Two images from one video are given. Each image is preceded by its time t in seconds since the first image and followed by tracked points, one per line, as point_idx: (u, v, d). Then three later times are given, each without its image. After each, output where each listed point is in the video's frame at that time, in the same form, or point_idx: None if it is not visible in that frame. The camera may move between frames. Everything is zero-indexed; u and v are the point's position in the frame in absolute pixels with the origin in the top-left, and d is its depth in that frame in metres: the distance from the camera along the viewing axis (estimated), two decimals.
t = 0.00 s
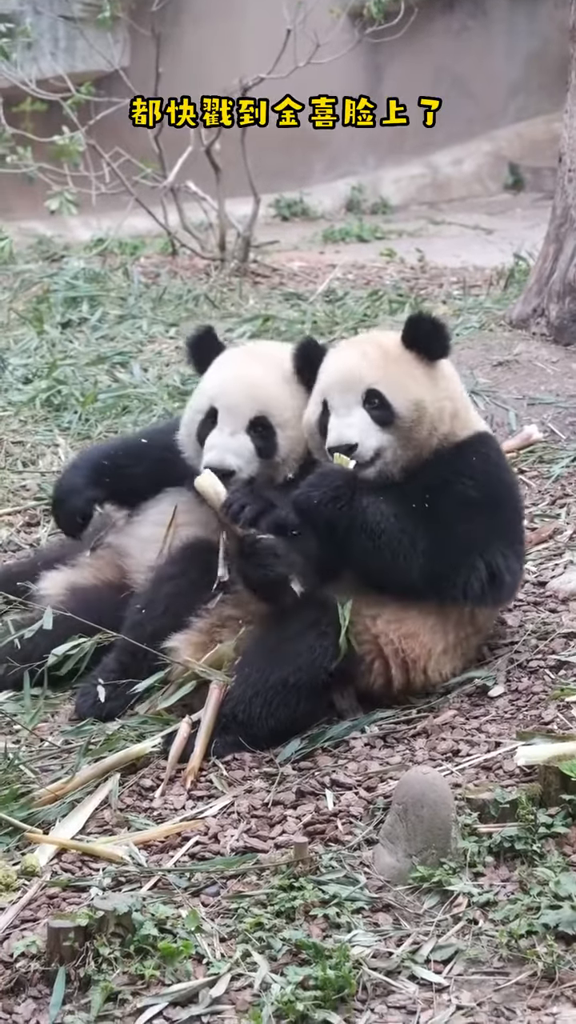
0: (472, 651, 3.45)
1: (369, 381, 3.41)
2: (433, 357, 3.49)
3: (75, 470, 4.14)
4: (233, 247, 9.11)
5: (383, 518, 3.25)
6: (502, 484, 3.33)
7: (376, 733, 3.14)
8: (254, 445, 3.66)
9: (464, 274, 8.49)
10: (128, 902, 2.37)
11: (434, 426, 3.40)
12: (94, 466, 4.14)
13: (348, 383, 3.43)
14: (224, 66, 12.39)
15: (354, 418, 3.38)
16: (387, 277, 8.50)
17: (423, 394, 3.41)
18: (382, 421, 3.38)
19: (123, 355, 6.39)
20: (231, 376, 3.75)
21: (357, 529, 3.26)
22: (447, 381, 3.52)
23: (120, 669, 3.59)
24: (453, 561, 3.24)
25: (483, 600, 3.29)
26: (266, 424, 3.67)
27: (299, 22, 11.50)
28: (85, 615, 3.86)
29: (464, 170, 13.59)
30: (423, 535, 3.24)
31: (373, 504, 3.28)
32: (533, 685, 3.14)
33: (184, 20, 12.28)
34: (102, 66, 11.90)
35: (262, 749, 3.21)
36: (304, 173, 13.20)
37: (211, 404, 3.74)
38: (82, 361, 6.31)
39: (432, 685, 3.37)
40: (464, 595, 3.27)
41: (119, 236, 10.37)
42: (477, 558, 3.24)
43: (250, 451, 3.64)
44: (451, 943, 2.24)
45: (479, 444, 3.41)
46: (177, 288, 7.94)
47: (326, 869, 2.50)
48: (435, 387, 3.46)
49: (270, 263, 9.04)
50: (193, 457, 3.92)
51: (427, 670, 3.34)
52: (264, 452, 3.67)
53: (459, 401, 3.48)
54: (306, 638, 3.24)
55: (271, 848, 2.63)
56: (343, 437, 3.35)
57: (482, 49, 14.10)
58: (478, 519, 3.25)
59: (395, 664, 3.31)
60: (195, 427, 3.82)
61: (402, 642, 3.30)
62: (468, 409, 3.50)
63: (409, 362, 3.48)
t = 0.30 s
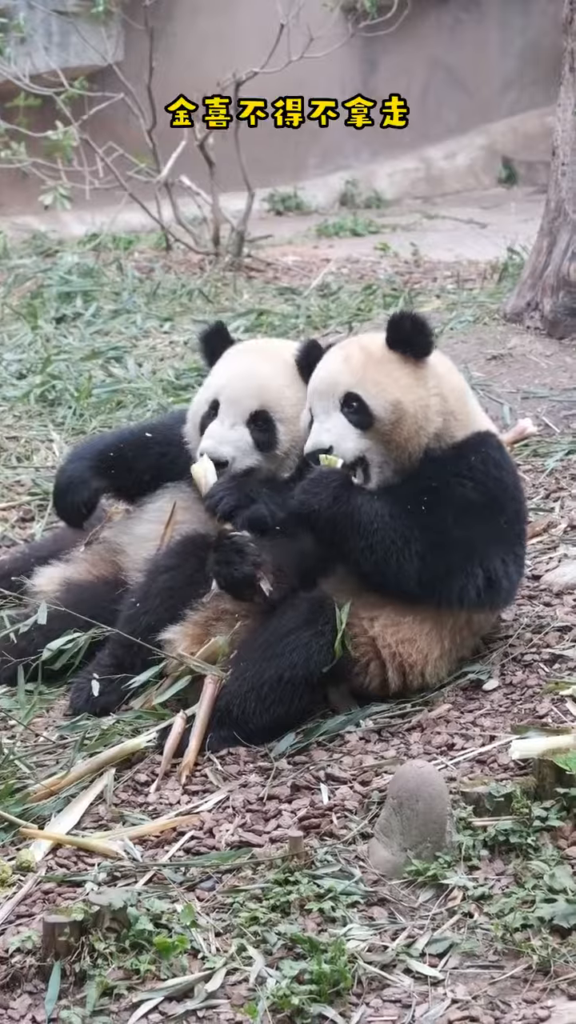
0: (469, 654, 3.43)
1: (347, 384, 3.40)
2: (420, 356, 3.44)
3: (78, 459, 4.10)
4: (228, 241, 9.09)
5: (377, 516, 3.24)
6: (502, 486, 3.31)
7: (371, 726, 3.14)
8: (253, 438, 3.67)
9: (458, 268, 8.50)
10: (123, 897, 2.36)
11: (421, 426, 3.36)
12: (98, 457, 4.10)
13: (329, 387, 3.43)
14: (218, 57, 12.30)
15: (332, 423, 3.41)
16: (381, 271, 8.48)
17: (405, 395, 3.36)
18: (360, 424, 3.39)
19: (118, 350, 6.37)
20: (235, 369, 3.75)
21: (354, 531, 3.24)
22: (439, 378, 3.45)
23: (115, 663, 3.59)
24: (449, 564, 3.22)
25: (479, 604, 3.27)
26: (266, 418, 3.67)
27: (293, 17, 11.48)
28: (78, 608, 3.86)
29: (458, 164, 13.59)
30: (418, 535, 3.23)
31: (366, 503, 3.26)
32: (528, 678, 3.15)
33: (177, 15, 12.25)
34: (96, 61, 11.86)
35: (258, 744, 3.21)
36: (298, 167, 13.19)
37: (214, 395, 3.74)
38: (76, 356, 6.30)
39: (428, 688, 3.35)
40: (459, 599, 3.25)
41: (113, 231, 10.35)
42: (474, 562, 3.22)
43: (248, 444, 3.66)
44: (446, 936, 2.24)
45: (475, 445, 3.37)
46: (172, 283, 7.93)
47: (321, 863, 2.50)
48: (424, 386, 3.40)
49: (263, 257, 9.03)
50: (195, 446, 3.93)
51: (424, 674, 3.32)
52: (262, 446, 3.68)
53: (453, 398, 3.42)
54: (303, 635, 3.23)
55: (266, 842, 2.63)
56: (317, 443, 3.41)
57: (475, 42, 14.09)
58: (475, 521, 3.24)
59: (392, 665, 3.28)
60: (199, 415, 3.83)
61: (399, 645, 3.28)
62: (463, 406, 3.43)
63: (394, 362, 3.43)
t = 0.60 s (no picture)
0: (457, 644, 3.43)
1: (306, 385, 3.38)
2: (382, 352, 3.41)
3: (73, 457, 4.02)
4: (219, 237, 9.08)
5: (348, 513, 3.24)
6: (481, 475, 3.28)
7: (363, 722, 3.14)
8: (236, 425, 3.65)
9: (449, 264, 8.50)
10: (116, 892, 2.36)
11: (385, 422, 3.32)
12: (93, 455, 4.02)
13: (290, 389, 3.43)
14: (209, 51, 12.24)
15: (289, 423, 3.41)
16: (372, 267, 8.48)
17: (361, 392, 3.34)
18: (319, 423, 3.37)
19: (109, 347, 6.36)
20: (225, 358, 3.74)
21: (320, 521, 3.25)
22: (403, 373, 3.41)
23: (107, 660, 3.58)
24: (425, 559, 3.21)
25: (459, 596, 3.27)
26: (251, 406, 3.66)
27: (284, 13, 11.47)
28: (70, 603, 3.86)
29: (449, 159, 13.60)
30: (389, 530, 3.22)
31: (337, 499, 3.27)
32: (520, 673, 3.16)
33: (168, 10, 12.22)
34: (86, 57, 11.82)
35: (250, 740, 3.21)
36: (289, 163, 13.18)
37: (203, 379, 3.73)
38: (68, 353, 6.28)
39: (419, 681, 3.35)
40: (439, 593, 3.25)
41: (105, 227, 10.33)
42: (452, 556, 3.22)
43: (231, 429, 3.64)
44: (438, 932, 2.25)
45: (448, 435, 3.33)
46: (163, 279, 7.91)
47: (314, 858, 2.50)
48: (385, 381, 3.37)
49: (255, 254, 9.03)
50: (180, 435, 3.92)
51: (414, 668, 3.32)
52: (245, 435, 3.66)
53: (421, 391, 3.38)
54: (293, 631, 3.22)
55: (259, 837, 2.63)
56: (276, 442, 3.41)
57: (466, 38, 14.09)
58: (451, 513, 3.22)
59: (383, 661, 3.29)
60: (187, 398, 3.82)
61: (386, 640, 3.28)
62: (432, 401, 3.37)
63: (354, 360, 3.41)
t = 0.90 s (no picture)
0: (448, 636, 3.43)
1: (267, 385, 3.42)
2: (346, 348, 3.43)
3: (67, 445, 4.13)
4: (210, 231, 9.06)
5: (324, 498, 3.30)
6: (458, 461, 3.29)
7: (355, 715, 3.14)
8: (207, 434, 3.68)
9: (440, 257, 8.51)
10: (108, 886, 2.35)
11: (351, 419, 3.35)
12: (88, 442, 4.13)
13: (252, 390, 3.46)
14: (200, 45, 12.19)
15: (249, 423, 3.47)
16: (364, 260, 8.49)
17: (321, 389, 3.36)
18: (281, 421, 3.42)
19: (100, 340, 6.36)
20: (194, 364, 3.76)
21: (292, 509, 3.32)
22: (367, 369, 3.43)
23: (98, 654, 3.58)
24: (402, 546, 3.23)
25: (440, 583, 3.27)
26: (218, 412, 3.67)
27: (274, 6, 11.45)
28: (61, 598, 3.85)
29: (440, 153, 13.60)
30: (364, 517, 3.26)
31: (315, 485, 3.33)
32: (512, 665, 3.16)
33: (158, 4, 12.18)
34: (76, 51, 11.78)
35: (243, 733, 3.21)
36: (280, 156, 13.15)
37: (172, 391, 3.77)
38: (59, 346, 6.28)
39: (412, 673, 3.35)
40: (420, 581, 3.26)
41: (95, 221, 10.32)
42: (431, 543, 3.23)
43: (202, 438, 3.67)
44: (431, 924, 2.25)
45: (423, 424, 3.34)
46: (154, 272, 7.91)
47: (306, 851, 2.50)
48: (349, 378, 3.40)
49: (246, 247, 9.01)
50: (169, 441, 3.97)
51: (405, 660, 3.32)
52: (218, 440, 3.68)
53: (387, 386, 3.39)
54: (285, 624, 3.22)
55: (252, 831, 2.63)
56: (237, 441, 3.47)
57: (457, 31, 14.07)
58: (429, 500, 3.23)
59: (374, 652, 3.28)
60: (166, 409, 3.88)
61: (376, 632, 3.28)
62: (400, 394, 3.38)
63: (317, 358, 3.43)
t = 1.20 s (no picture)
0: (445, 630, 3.43)
1: (250, 388, 3.38)
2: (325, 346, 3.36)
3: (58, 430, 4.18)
4: (203, 224, 9.04)
5: (307, 499, 3.29)
6: (444, 452, 3.28)
7: (350, 707, 3.14)
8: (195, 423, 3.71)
9: (434, 249, 8.49)
10: (104, 880, 2.35)
11: (333, 418, 3.32)
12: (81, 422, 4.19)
13: (235, 392, 3.41)
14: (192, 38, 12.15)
15: (236, 427, 3.42)
16: (357, 253, 8.47)
17: (305, 392, 3.32)
18: (265, 424, 3.39)
19: (93, 334, 6.34)
20: (178, 348, 3.76)
21: (274, 520, 3.33)
22: (349, 368, 3.38)
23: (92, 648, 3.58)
24: (392, 538, 3.22)
25: (432, 573, 3.27)
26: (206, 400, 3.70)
27: None
28: (55, 593, 3.84)
29: (433, 145, 13.59)
30: (351, 512, 3.25)
31: (296, 485, 3.32)
32: (506, 657, 3.16)
33: None
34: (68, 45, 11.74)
35: (238, 727, 3.20)
36: (273, 149, 13.11)
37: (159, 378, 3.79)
38: (52, 341, 6.26)
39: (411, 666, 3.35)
40: (413, 571, 3.25)
41: (88, 215, 10.30)
42: (422, 533, 3.23)
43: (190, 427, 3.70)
44: (426, 915, 2.25)
45: (408, 414, 3.33)
46: (147, 266, 7.90)
47: (302, 844, 2.50)
48: (331, 378, 3.35)
49: (239, 241, 8.99)
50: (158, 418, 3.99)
51: (402, 653, 3.31)
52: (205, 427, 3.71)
53: (370, 384, 3.36)
54: (280, 619, 3.21)
55: (247, 824, 2.63)
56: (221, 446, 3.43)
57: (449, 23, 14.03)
58: (417, 491, 3.23)
59: (371, 646, 3.28)
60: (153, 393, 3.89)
61: (373, 629, 3.27)
62: (383, 391, 3.35)
63: (298, 360, 3.37)
